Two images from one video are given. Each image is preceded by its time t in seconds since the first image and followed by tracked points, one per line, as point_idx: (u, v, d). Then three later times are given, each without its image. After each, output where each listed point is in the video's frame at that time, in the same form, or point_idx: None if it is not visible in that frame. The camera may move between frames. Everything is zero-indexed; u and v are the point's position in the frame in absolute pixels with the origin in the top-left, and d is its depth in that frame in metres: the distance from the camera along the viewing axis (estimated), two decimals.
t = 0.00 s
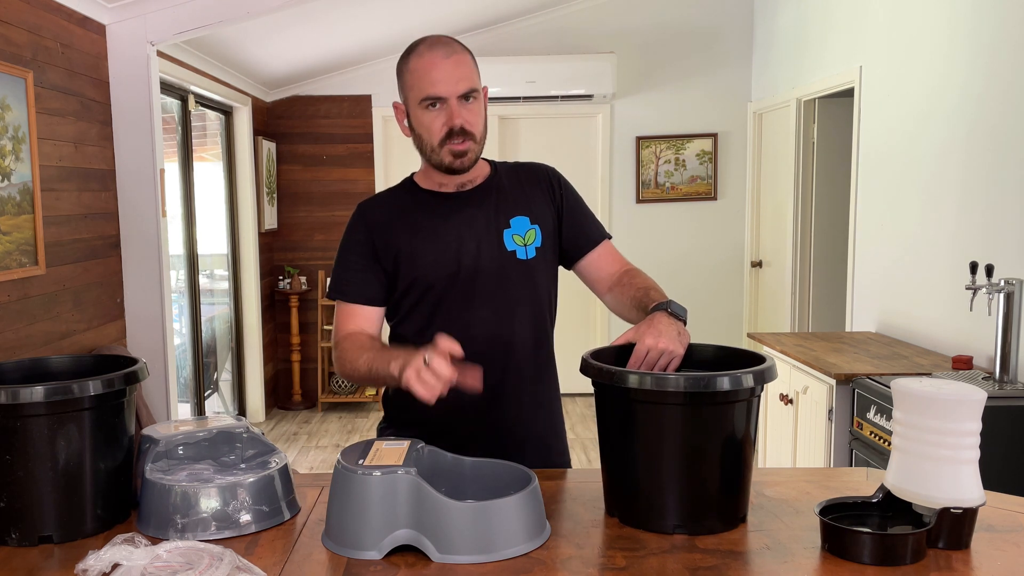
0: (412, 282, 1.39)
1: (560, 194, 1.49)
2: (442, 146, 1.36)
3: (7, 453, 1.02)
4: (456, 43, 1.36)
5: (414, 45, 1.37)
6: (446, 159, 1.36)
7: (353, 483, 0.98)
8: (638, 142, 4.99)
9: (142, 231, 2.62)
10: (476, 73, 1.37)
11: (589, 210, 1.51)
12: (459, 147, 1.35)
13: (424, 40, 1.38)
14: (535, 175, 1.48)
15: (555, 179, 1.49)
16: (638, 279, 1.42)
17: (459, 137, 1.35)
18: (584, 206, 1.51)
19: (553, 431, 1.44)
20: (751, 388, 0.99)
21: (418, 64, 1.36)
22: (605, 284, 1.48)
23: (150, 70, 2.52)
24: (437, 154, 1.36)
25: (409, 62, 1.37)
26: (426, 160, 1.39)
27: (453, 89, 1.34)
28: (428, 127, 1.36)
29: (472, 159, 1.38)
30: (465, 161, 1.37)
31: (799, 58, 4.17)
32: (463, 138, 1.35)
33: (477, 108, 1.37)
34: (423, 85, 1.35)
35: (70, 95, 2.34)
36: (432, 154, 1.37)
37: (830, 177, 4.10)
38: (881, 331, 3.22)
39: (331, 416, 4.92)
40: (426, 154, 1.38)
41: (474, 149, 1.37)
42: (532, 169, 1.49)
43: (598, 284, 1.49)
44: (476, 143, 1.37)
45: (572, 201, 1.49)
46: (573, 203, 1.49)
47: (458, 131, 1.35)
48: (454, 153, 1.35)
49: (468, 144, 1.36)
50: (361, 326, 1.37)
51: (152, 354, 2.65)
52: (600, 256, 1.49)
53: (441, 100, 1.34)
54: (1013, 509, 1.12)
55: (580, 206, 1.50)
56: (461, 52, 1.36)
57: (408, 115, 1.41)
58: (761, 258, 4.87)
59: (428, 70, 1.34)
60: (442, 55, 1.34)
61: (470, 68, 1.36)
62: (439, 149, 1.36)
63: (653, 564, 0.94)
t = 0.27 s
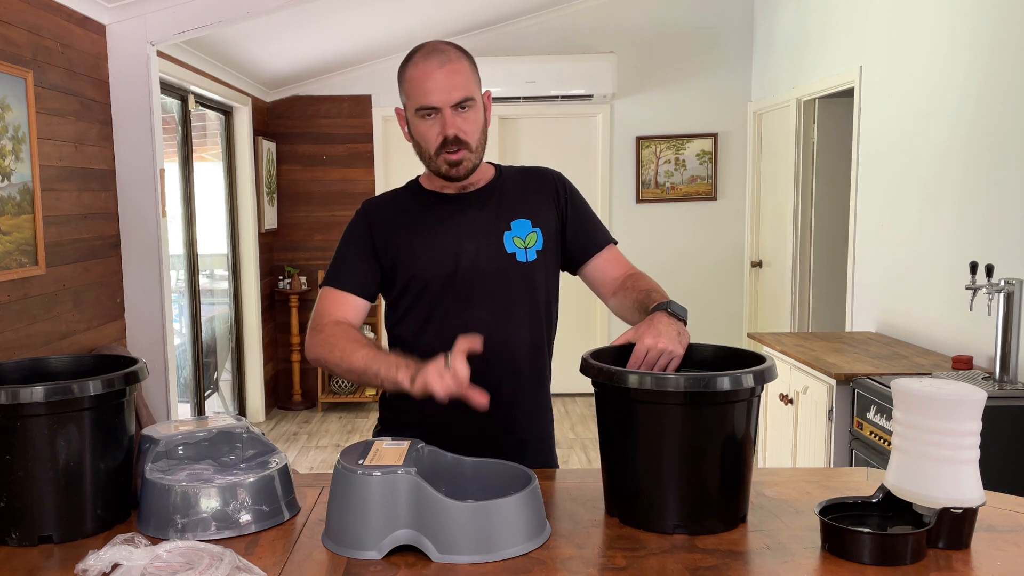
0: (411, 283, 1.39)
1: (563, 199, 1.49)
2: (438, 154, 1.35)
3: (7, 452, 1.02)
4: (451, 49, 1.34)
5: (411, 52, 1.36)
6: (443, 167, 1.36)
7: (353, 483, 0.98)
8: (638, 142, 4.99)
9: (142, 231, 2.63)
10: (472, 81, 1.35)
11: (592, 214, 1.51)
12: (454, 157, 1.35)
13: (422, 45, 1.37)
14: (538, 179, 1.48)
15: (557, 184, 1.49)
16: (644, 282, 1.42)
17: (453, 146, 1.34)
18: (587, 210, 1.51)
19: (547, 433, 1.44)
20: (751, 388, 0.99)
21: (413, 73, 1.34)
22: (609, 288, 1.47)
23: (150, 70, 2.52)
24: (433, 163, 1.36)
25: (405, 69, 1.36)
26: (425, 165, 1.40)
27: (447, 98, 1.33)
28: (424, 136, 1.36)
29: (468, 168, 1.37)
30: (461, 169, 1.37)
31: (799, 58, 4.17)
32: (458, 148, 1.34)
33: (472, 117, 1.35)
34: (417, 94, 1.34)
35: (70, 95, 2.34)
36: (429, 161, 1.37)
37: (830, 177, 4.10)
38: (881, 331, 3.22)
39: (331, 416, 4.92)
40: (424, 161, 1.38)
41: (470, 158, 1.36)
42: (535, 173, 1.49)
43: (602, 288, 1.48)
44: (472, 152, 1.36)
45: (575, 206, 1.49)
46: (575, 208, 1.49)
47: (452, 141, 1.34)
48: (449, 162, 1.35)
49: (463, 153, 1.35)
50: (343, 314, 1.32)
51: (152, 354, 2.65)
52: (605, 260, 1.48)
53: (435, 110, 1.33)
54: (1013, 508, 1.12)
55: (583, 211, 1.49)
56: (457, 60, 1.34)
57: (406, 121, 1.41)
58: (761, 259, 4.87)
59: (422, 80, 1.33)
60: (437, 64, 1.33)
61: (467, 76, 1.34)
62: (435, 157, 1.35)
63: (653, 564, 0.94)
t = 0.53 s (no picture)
0: (415, 283, 1.39)
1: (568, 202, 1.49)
2: (448, 156, 1.35)
3: (7, 453, 1.02)
4: (470, 52, 1.33)
5: (429, 51, 1.35)
6: (452, 169, 1.36)
7: (353, 483, 0.98)
8: (638, 142, 4.99)
9: (142, 231, 2.63)
10: (489, 85, 1.35)
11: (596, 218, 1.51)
12: (465, 159, 1.34)
13: (440, 45, 1.36)
14: (544, 182, 1.48)
15: (562, 187, 1.49)
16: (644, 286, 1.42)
17: (465, 150, 1.34)
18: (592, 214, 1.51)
19: (547, 434, 1.45)
20: (751, 389, 0.99)
21: (430, 72, 1.33)
22: (608, 292, 1.48)
23: (150, 70, 2.52)
24: (443, 163, 1.36)
25: (422, 68, 1.35)
26: (434, 165, 1.39)
27: (463, 101, 1.32)
28: (436, 136, 1.35)
29: (478, 171, 1.37)
30: (471, 172, 1.36)
31: (799, 58, 4.17)
32: (470, 151, 1.34)
33: (487, 122, 1.35)
34: (433, 95, 1.33)
35: (70, 95, 2.34)
36: (439, 161, 1.36)
37: (830, 177, 4.10)
38: (881, 331, 3.22)
39: (331, 416, 4.92)
40: (434, 160, 1.38)
41: (481, 161, 1.36)
42: (541, 176, 1.49)
43: (601, 293, 1.49)
44: (484, 156, 1.36)
45: (579, 209, 1.49)
46: (578, 211, 1.49)
47: (464, 144, 1.33)
48: (460, 165, 1.35)
49: (474, 156, 1.34)
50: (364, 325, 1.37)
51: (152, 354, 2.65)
52: (606, 265, 1.49)
53: (450, 112, 1.33)
54: (1012, 509, 1.11)
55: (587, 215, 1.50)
56: (475, 63, 1.33)
57: (419, 118, 1.40)
58: (761, 259, 4.87)
59: (439, 80, 1.32)
60: (456, 66, 1.32)
61: (483, 80, 1.33)
62: (445, 158, 1.35)
63: (653, 564, 0.94)
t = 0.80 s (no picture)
0: (420, 283, 1.40)
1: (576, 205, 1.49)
2: (452, 154, 1.35)
3: (7, 452, 1.02)
4: (472, 49, 1.33)
5: (432, 50, 1.35)
6: (456, 166, 1.36)
7: (353, 483, 0.98)
8: (638, 142, 4.99)
9: (142, 231, 2.63)
10: (491, 82, 1.34)
11: (604, 221, 1.51)
12: (468, 157, 1.34)
13: (442, 44, 1.36)
14: (553, 184, 1.48)
15: (571, 190, 1.49)
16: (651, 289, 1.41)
17: (468, 147, 1.34)
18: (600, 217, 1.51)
19: (546, 434, 1.45)
20: (751, 388, 0.99)
21: (432, 71, 1.34)
22: (613, 294, 1.47)
23: (150, 70, 2.52)
24: (447, 161, 1.36)
25: (425, 67, 1.35)
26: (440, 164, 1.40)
27: (464, 98, 1.32)
28: (439, 134, 1.36)
29: (483, 167, 1.37)
30: (475, 169, 1.36)
31: (799, 58, 4.17)
32: (473, 148, 1.34)
33: (490, 118, 1.35)
34: (435, 93, 1.33)
35: (70, 95, 2.34)
36: (443, 159, 1.37)
37: (830, 177, 4.10)
38: (881, 331, 3.22)
39: (331, 416, 4.92)
40: (438, 158, 1.38)
41: (485, 158, 1.36)
42: (551, 178, 1.49)
43: (606, 295, 1.48)
44: (487, 153, 1.36)
45: (587, 212, 1.49)
46: (587, 215, 1.49)
47: (467, 142, 1.33)
48: (463, 162, 1.35)
49: (477, 153, 1.34)
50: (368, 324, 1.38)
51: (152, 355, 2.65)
52: (613, 268, 1.48)
53: (452, 110, 1.33)
54: (1012, 509, 1.11)
55: (596, 219, 1.49)
56: (477, 60, 1.33)
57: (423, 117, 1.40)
58: (761, 259, 4.87)
59: (440, 79, 1.32)
60: (457, 64, 1.32)
61: (485, 77, 1.33)
62: (449, 156, 1.35)
63: (653, 564, 0.94)
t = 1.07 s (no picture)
0: (423, 285, 1.40)
1: (580, 207, 1.48)
2: (451, 154, 1.35)
3: (7, 452, 1.02)
4: (466, 48, 1.33)
5: (428, 51, 1.35)
6: (456, 166, 1.36)
7: (353, 483, 0.98)
8: (638, 142, 4.99)
9: (142, 231, 2.63)
10: (487, 79, 1.34)
11: (608, 223, 1.50)
12: (467, 156, 1.34)
13: (438, 44, 1.36)
14: (558, 186, 1.48)
15: (576, 191, 1.48)
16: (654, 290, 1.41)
17: (466, 146, 1.34)
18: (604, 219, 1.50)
19: (547, 434, 1.45)
20: (751, 389, 0.99)
21: (428, 72, 1.33)
22: (615, 295, 1.47)
23: (150, 70, 2.52)
24: (447, 161, 1.36)
25: (421, 68, 1.35)
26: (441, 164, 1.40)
27: (459, 98, 1.32)
28: (438, 135, 1.36)
29: (483, 166, 1.37)
30: (475, 168, 1.36)
31: (799, 57, 4.17)
32: (471, 147, 1.34)
33: (487, 116, 1.34)
34: (431, 94, 1.33)
35: (70, 95, 2.34)
36: (444, 160, 1.37)
37: (830, 176, 4.10)
38: (881, 331, 3.22)
39: (331, 416, 4.92)
40: (439, 159, 1.39)
41: (484, 156, 1.35)
42: (555, 179, 1.48)
43: (609, 295, 1.48)
44: (487, 151, 1.35)
45: (591, 214, 1.48)
46: (590, 216, 1.48)
47: (464, 141, 1.33)
48: (462, 161, 1.35)
49: (476, 152, 1.34)
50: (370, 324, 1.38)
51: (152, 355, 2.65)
52: (616, 270, 1.48)
53: (448, 110, 1.33)
54: (1012, 509, 1.11)
55: (600, 221, 1.49)
56: (471, 58, 1.33)
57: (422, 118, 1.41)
58: (761, 259, 4.87)
59: (435, 79, 1.32)
60: (451, 63, 1.32)
61: (481, 75, 1.33)
62: (448, 156, 1.35)
63: (653, 564, 0.94)
